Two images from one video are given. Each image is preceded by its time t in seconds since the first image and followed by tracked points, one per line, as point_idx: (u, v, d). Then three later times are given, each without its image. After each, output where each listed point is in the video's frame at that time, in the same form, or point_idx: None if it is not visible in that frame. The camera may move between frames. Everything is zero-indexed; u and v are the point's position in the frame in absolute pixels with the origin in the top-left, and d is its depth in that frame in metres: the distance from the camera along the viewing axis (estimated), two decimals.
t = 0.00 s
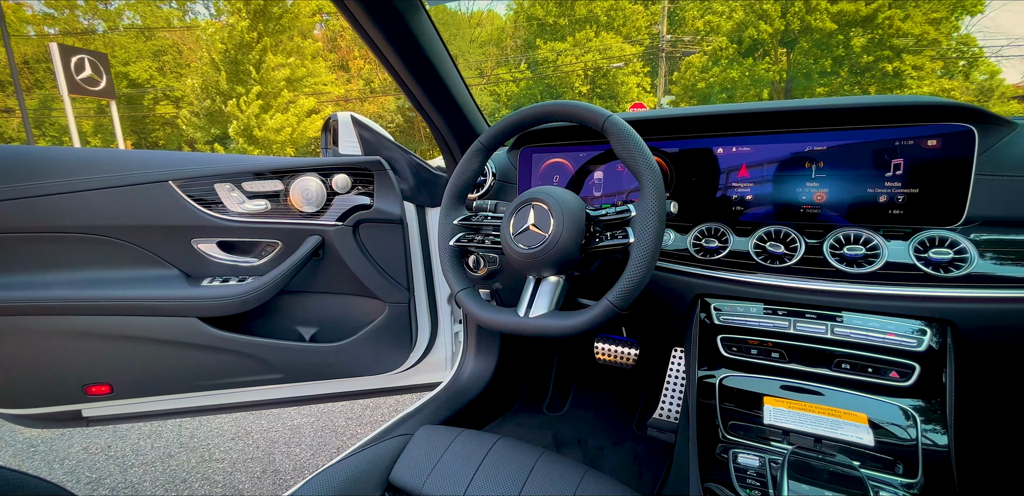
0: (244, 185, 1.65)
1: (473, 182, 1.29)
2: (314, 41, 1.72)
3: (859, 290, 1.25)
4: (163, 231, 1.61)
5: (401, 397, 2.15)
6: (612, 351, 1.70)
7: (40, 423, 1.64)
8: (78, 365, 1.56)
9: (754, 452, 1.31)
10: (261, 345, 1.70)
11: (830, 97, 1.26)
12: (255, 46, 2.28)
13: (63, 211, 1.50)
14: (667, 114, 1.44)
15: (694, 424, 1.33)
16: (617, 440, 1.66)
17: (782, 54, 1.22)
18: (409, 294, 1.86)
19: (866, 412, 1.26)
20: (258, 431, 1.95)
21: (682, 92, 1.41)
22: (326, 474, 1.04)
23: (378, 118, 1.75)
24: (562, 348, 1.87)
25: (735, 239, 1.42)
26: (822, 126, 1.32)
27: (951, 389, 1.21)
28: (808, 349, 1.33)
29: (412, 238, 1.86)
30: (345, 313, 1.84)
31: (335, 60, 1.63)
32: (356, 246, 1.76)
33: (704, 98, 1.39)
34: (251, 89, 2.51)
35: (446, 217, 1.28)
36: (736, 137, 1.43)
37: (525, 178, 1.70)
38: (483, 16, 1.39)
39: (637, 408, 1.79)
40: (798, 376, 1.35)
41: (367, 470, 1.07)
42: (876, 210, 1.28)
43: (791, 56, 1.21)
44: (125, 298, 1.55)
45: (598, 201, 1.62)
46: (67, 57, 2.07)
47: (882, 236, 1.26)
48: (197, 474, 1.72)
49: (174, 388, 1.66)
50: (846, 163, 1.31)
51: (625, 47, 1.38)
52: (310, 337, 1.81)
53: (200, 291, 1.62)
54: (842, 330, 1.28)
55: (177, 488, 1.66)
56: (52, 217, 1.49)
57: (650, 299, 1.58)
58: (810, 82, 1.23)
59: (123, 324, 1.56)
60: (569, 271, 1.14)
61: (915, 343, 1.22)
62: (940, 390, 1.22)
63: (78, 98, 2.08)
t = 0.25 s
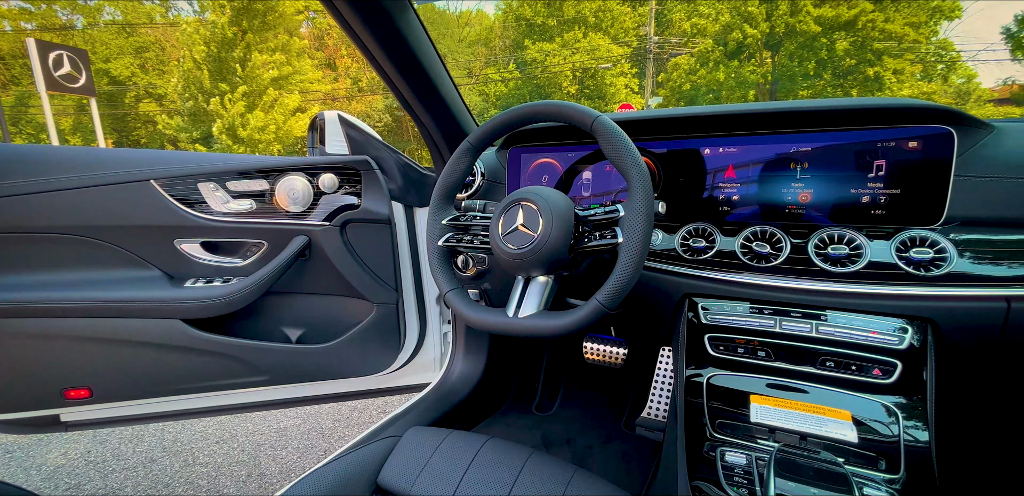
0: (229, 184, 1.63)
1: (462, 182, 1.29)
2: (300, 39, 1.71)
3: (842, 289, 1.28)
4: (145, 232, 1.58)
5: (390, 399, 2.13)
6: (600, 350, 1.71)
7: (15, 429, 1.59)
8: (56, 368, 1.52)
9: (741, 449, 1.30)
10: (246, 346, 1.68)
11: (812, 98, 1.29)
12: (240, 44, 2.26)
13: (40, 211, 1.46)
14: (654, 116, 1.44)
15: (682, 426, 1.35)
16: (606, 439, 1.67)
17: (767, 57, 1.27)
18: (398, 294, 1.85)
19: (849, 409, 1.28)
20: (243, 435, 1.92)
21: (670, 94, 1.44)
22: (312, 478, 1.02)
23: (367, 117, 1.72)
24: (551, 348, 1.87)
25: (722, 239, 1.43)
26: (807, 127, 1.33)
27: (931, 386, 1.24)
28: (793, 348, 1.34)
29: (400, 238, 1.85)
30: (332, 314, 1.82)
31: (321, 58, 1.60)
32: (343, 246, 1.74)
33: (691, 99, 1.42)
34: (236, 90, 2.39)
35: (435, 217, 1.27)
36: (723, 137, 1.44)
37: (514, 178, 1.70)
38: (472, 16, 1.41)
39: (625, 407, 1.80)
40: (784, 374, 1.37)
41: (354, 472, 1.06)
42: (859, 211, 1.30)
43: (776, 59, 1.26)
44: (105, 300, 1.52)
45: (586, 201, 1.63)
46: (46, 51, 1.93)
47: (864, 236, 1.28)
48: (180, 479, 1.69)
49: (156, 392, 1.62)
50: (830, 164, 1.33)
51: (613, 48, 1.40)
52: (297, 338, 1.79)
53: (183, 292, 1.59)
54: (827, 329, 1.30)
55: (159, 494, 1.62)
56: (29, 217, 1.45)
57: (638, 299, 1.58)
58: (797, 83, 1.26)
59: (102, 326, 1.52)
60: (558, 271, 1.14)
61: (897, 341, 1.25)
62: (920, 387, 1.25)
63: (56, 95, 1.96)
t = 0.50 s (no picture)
0: (213, 184, 1.60)
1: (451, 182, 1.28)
2: (286, 37, 1.69)
3: (827, 288, 1.29)
4: (126, 232, 1.55)
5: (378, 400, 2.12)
6: (589, 350, 1.70)
7: None
8: (34, 372, 1.49)
9: (729, 447, 1.31)
10: (231, 348, 1.65)
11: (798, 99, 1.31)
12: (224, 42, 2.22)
13: (16, 210, 1.42)
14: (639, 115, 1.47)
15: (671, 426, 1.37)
16: (595, 438, 1.67)
17: (752, 59, 1.29)
18: (386, 295, 1.83)
19: (834, 406, 1.30)
20: (228, 438, 1.89)
21: (657, 96, 1.47)
22: (299, 481, 1.01)
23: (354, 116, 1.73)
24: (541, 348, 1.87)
25: (710, 239, 1.44)
26: (792, 129, 1.35)
27: (913, 383, 1.26)
28: (779, 346, 1.36)
29: (388, 238, 1.83)
30: (320, 315, 1.80)
31: (308, 57, 1.56)
32: (330, 246, 1.72)
33: (678, 100, 1.44)
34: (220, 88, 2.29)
35: (423, 217, 1.26)
36: (710, 138, 1.45)
37: (503, 178, 1.70)
38: (461, 16, 1.38)
39: (614, 406, 1.81)
40: (770, 372, 1.38)
41: (342, 476, 1.04)
42: (843, 211, 1.32)
43: (761, 61, 1.28)
44: (85, 302, 1.48)
45: (575, 201, 1.63)
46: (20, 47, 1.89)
47: (849, 236, 1.30)
48: (163, 483, 1.65)
49: (138, 395, 1.59)
50: (814, 165, 1.35)
51: (601, 48, 1.41)
52: (283, 340, 1.77)
53: (166, 294, 1.56)
54: (812, 327, 1.32)
55: None
56: (5, 217, 1.42)
57: (627, 299, 1.59)
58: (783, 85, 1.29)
59: (82, 329, 1.49)
60: (547, 271, 1.14)
61: (880, 339, 1.27)
62: (902, 384, 1.27)
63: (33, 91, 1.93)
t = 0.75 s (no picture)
0: (197, 183, 1.57)
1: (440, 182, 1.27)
2: (272, 34, 1.67)
3: (812, 287, 1.31)
4: (107, 232, 1.52)
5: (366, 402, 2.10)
6: (578, 350, 1.68)
7: None
8: (9, 376, 1.45)
9: (716, 446, 1.32)
10: (215, 350, 1.63)
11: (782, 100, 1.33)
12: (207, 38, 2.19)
13: None
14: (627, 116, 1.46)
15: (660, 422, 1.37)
16: (584, 437, 1.68)
17: (739, 61, 1.34)
18: (374, 295, 1.82)
19: (819, 404, 1.31)
20: (212, 442, 1.86)
21: (644, 96, 1.48)
22: (285, 485, 0.99)
23: (341, 115, 1.71)
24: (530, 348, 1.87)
25: (698, 239, 1.46)
26: (778, 130, 1.37)
27: (896, 380, 1.28)
28: (766, 345, 1.37)
29: (376, 238, 1.82)
30: (307, 316, 1.78)
31: (293, 55, 1.57)
32: (317, 246, 1.70)
33: (666, 101, 1.45)
34: (206, 89, 2.19)
35: (412, 218, 1.25)
36: (698, 139, 1.46)
37: (492, 177, 1.70)
38: (450, 15, 1.37)
39: (603, 406, 1.81)
40: (757, 371, 1.39)
41: (330, 479, 1.03)
42: (828, 211, 1.34)
43: (747, 64, 1.33)
44: (63, 304, 1.45)
45: (564, 201, 1.63)
46: None
47: (834, 236, 1.32)
48: (145, 489, 1.62)
49: (119, 399, 1.55)
50: (800, 165, 1.36)
51: (590, 49, 1.44)
52: (269, 342, 1.74)
53: (148, 295, 1.53)
54: (798, 326, 1.33)
55: None
56: None
57: (616, 298, 1.60)
58: (767, 85, 1.33)
59: (60, 331, 1.45)
60: (536, 271, 1.13)
61: (863, 337, 1.29)
62: (885, 381, 1.29)
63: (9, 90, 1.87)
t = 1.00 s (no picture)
0: (180, 182, 1.55)
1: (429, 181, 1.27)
2: (257, 32, 1.65)
3: (798, 286, 1.33)
4: (87, 232, 1.49)
5: (354, 404, 2.07)
6: (567, 350, 1.71)
7: None
8: None
9: (705, 444, 1.34)
10: (199, 353, 1.60)
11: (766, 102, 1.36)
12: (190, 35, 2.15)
13: None
14: (615, 116, 1.47)
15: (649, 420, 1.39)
16: (574, 437, 1.68)
17: (725, 63, 1.31)
18: (362, 296, 1.80)
19: (805, 402, 1.32)
20: (196, 446, 1.83)
21: (631, 95, 1.47)
22: (271, 488, 0.98)
23: (328, 114, 1.69)
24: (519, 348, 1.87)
25: (686, 238, 1.47)
26: (764, 130, 1.38)
27: (879, 377, 1.30)
28: (752, 344, 1.38)
29: (364, 238, 1.80)
30: (293, 317, 1.76)
31: (281, 53, 1.51)
32: (304, 246, 1.67)
33: (654, 101, 1.45)
34: (187, 87, 2.11)
35: (401, 217, 1.24)
36: (685, 140, 1.48)
37: (481, 177, 1.69)
38: (438, 14, 1.37)
39: (592, 405, 1.82)
40: (743, 369, 1.40)
41: (317, 482, 1.02)
42: (813, 211, 1.36)
43: (733, 66, 1.31)
44: (40, 305, 1.41)
45: (553, 201, 1.63)
46: None
47: (818, 235, 1.34)
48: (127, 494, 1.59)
49: (99, 403, 1.52)
50: (786, 166, 1.38)
51: (579, 50, 1.43)
52: (254, 344, 1.71)
53: (130, 297, 1.50)
54: (783, 325, 1.34)
55: None
56: None
57: (606, 298, 1.60)
58: (754, 88, 1.33)
59: (37, 334, 1.42)
60: (526, 271, 1.13)
61: (847, 335, 1.30)
62: (868, 378, 1.30)
63: None
